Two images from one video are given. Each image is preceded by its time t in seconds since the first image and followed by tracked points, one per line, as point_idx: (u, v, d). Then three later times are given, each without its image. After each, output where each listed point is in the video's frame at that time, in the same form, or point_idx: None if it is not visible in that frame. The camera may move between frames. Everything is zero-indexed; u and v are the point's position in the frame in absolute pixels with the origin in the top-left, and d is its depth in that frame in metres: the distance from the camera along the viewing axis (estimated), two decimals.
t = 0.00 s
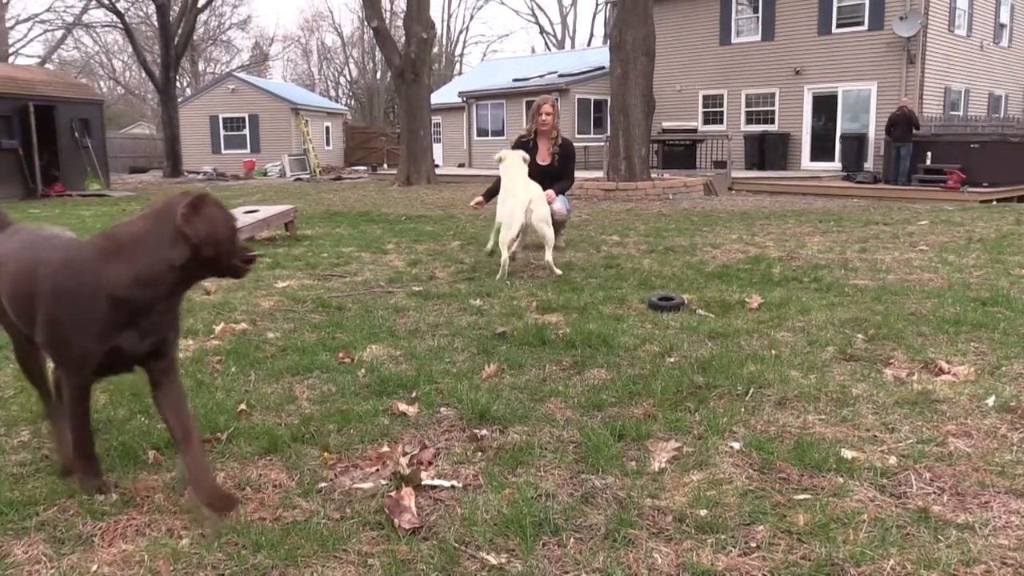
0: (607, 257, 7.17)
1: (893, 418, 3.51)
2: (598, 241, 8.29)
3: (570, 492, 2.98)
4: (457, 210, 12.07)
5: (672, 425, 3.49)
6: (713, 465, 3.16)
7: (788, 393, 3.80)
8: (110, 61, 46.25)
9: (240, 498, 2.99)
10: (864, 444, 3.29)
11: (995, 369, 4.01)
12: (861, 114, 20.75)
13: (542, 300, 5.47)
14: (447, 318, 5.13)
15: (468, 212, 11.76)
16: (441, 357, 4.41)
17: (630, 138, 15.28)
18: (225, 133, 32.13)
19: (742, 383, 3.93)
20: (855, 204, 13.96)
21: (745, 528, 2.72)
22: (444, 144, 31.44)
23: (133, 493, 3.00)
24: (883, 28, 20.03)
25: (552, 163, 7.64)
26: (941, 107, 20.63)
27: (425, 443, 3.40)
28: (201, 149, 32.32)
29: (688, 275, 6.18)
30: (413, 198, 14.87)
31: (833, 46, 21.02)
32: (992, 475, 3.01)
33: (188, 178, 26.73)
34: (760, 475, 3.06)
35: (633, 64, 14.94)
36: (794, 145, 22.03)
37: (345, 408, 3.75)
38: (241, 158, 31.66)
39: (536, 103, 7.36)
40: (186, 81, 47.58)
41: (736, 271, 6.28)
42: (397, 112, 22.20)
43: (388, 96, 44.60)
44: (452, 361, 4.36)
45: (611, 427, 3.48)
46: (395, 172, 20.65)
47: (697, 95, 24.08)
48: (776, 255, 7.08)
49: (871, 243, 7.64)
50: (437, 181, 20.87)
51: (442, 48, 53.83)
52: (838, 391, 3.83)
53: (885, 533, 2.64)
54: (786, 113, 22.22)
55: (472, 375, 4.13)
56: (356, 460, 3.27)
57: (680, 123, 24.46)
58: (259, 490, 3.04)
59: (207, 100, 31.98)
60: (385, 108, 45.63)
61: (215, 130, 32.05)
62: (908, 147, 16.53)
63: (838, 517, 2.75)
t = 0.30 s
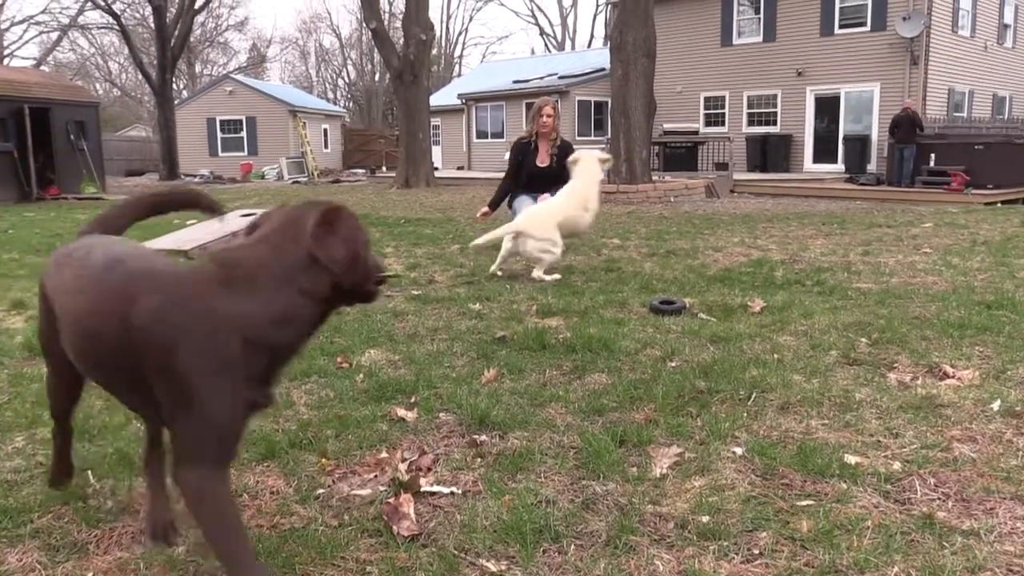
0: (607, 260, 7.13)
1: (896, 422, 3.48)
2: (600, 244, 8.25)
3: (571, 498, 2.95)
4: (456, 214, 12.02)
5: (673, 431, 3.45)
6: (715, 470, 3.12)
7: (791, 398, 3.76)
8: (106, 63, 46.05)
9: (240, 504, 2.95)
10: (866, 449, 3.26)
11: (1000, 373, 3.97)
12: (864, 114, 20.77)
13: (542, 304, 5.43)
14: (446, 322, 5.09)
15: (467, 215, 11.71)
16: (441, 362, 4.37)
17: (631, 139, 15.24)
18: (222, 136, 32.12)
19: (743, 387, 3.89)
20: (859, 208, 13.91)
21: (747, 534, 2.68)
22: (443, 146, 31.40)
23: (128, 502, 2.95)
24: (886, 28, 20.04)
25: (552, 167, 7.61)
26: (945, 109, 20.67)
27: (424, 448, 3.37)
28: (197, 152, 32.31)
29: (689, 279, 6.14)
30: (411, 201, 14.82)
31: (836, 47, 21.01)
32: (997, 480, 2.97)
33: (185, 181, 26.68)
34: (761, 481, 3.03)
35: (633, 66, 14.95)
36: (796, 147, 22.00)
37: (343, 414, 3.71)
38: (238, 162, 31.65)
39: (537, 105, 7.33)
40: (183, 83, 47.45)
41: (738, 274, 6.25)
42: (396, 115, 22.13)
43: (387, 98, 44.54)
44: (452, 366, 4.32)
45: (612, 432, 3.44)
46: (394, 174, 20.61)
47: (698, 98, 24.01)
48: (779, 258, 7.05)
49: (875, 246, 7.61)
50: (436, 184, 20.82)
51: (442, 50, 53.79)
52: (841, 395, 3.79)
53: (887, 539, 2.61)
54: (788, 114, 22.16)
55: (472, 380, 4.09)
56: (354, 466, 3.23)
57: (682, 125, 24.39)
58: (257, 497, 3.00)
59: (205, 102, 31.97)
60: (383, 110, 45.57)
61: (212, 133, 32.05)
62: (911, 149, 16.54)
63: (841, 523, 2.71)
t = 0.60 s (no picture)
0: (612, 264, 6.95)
1: (912, 433, 3.29)
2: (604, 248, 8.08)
3: (574, 511, 2.77)
4: (454, 216, 11.83)
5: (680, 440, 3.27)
6: (723, 481, 2.94)
7: (803, 407, 3.59)
8: (91, 59, 45.55)
9: (228, 518, 2.78)
10: (881, 460, 3.08)
11: (1020, 381, 3.80)
12: (878, 113, 20.63)
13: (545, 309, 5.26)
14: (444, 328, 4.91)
15: (466, 218, 11.52)
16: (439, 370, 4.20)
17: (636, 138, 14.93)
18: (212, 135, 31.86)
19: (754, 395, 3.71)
20: (871, 208, 13.70)
21: (758, 549, 2.51)
22: (441, 146, 31.19)
23: (117, 514, 2.92)
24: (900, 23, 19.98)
25: (552, 164, 7.45)
26: (963, 106, 20.60)
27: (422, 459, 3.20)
28: (185, 152, 31.97)
29: (697, 283, 5.97)
30: (408, 203, 14.61)
31: (851, 41, 20.92)
32: (1019, 493, 2.80)
33: (173, 181, 26.51)
34: (773, 493, 2.85)
35: (638, 62, 14.84)
36: (809, 146, 21.76)
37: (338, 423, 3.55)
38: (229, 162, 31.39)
39: (537, 102, 7.10)
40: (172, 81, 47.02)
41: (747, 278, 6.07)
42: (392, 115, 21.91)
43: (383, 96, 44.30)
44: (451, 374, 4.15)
45: (617, 441, 3.26)
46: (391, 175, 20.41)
47: (706, 94, 23.73)
48: (790, 262, 6.88)
49: (890, 249, 7.44)
50: (433, 185, 20.61)
51: (440, 47, 53.41)
52: (856, 403, 3.62)
53: (905, 555, 2.43)
54: (799, 113, 22.02)
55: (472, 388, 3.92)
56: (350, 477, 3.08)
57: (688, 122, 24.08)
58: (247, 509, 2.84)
59: (194, 100, 31.66)
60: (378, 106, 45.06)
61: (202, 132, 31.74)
62: (927, 147, 16.38)
63: (856, 538, 2.54)
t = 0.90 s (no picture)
0: (616, 268, 6.72)
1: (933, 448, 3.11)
2: (608, 252, 7.83)
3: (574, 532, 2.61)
4: (449, 217, 11.56)
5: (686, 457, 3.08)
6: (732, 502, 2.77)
7: (817, 421, 3.38)
8: (66, 51, 44.92)
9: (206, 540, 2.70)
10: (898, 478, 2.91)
11: None
12: (898, 108, 20.53)
13: (544, 316, 5.02)
14: (439, 337, 4.66)
15: (461, 219, 11.25)
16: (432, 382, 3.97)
17: (641, 136, 14.80)
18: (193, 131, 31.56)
19: (765, 409, 3.50)
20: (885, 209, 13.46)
21: None
22: (436, 144, 30.90)
23: (89, 534, 2.78)
24: (920, 15, 19.99)
25: (551, 166, 7.23)
26: (987, 102, 20.63)
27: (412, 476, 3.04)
28: (166, 151, 31.62)
29: (706, 289, 5.72)
30: (401, 204, 14.32)
31: (869, 33, 20.82)
32: None
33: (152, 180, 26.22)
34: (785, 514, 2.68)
35: (644, 55, 14.54)
36: (823, 145, 21.50)
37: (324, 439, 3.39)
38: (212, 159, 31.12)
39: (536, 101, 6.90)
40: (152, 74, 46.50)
41: (759, 284, 5.84)
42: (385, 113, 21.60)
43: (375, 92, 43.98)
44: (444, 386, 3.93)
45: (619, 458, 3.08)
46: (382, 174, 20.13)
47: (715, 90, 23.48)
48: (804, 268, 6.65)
49: (911, 252, 7.22)
50: (428, 185, 20.33)
51: (434, 39, 52.95)
52: (874, 417, 3.41)
53: None
54: (815, 109, 21.80)
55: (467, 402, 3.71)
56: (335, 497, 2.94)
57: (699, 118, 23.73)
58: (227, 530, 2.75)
59: (175, 93, 31.35)
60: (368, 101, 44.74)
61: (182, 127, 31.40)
62: (949, 147, 16.09)
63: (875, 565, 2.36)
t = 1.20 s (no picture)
0: (615, 274, 6.50)
1: (948, 463, 2.94)
2: (607, 256, 7.60)
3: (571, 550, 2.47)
4: (440, 220, 11.31)
5: (690, 473, 2.90)
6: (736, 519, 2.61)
7: (827, 435, 3.18)
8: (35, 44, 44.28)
9: (185, 559, 2.52)
10: (912, 493, 2.73)
11: None
12: (913, 105, 20.18)
13: (540, 324, 4.80)
14: (429, 346, 4.44)
15: (454, 221, 11.00)
16: (422, 393, 3.77)
17: (642, 134, 14.57)
18: (170, 128, 31.28)
19: (772, 422, 3.29)
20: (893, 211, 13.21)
21: None
22: (426, 142, 30.63)
23: (57, 554, 2.52)
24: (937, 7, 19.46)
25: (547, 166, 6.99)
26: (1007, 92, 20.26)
27: (402, 492, 2.88)
28: (141, 148, 31.42)
29: (710, 295, 5.50)
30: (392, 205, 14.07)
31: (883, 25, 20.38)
32: None
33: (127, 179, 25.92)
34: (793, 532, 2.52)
35: (646, 49, 14.25)
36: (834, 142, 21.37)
37: (309, 453, 3.20)
38: (189, 158, 30.92)
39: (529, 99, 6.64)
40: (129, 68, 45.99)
41: (767, 291, 5.62)
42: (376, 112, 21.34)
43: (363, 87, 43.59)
44: (435, 397, 3.72)
45: (619, 473, 2.91)
46: (371, 173, 19.87)
47: (722, 85, 23.43)
48: (813, 271, 6.42)
49: (926, 257, 7.00)
50: (418, 184, 20.09)
51: (425, 31, 52.44)
52: (887, 430, 3.21)
53: None
54: (824, 105, 21.63)
55: (459, 414, 3.51)
56: (322, 513, 2.77)
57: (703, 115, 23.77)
58: (207, 550, 2.57)
59: (150, 88, 30.99)
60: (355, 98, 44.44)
61: (159, 125, 31.19)
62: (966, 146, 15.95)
63: None
